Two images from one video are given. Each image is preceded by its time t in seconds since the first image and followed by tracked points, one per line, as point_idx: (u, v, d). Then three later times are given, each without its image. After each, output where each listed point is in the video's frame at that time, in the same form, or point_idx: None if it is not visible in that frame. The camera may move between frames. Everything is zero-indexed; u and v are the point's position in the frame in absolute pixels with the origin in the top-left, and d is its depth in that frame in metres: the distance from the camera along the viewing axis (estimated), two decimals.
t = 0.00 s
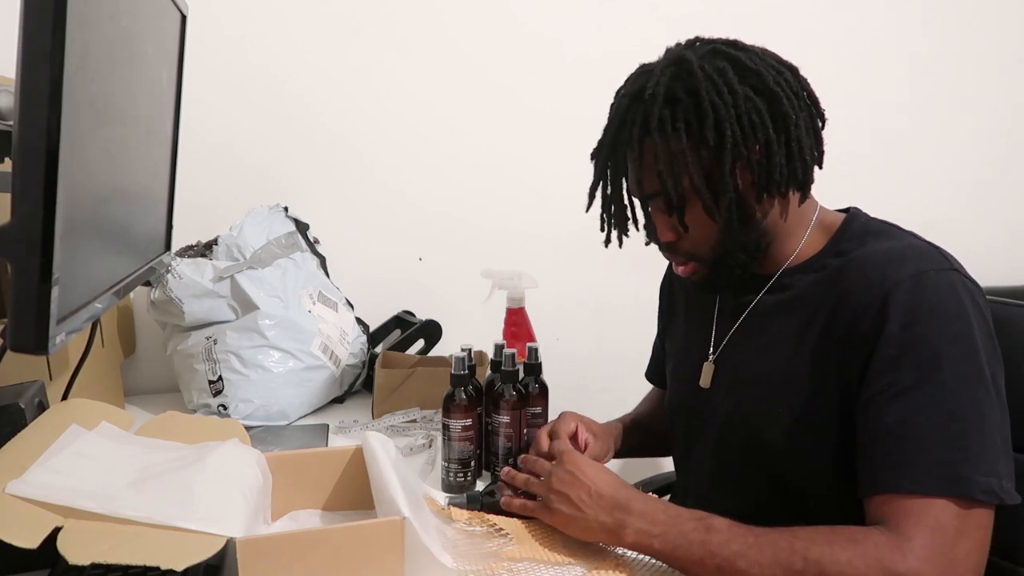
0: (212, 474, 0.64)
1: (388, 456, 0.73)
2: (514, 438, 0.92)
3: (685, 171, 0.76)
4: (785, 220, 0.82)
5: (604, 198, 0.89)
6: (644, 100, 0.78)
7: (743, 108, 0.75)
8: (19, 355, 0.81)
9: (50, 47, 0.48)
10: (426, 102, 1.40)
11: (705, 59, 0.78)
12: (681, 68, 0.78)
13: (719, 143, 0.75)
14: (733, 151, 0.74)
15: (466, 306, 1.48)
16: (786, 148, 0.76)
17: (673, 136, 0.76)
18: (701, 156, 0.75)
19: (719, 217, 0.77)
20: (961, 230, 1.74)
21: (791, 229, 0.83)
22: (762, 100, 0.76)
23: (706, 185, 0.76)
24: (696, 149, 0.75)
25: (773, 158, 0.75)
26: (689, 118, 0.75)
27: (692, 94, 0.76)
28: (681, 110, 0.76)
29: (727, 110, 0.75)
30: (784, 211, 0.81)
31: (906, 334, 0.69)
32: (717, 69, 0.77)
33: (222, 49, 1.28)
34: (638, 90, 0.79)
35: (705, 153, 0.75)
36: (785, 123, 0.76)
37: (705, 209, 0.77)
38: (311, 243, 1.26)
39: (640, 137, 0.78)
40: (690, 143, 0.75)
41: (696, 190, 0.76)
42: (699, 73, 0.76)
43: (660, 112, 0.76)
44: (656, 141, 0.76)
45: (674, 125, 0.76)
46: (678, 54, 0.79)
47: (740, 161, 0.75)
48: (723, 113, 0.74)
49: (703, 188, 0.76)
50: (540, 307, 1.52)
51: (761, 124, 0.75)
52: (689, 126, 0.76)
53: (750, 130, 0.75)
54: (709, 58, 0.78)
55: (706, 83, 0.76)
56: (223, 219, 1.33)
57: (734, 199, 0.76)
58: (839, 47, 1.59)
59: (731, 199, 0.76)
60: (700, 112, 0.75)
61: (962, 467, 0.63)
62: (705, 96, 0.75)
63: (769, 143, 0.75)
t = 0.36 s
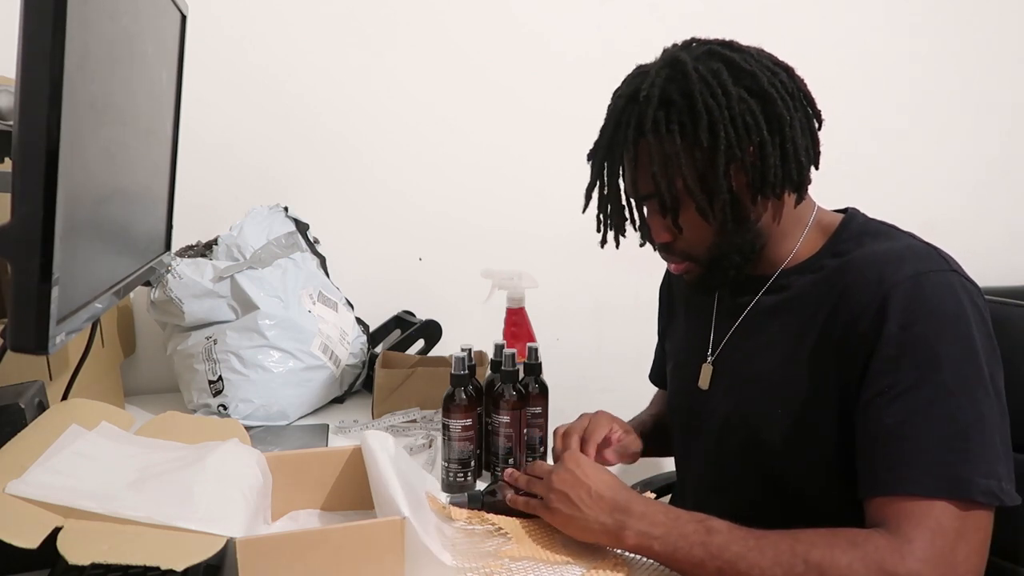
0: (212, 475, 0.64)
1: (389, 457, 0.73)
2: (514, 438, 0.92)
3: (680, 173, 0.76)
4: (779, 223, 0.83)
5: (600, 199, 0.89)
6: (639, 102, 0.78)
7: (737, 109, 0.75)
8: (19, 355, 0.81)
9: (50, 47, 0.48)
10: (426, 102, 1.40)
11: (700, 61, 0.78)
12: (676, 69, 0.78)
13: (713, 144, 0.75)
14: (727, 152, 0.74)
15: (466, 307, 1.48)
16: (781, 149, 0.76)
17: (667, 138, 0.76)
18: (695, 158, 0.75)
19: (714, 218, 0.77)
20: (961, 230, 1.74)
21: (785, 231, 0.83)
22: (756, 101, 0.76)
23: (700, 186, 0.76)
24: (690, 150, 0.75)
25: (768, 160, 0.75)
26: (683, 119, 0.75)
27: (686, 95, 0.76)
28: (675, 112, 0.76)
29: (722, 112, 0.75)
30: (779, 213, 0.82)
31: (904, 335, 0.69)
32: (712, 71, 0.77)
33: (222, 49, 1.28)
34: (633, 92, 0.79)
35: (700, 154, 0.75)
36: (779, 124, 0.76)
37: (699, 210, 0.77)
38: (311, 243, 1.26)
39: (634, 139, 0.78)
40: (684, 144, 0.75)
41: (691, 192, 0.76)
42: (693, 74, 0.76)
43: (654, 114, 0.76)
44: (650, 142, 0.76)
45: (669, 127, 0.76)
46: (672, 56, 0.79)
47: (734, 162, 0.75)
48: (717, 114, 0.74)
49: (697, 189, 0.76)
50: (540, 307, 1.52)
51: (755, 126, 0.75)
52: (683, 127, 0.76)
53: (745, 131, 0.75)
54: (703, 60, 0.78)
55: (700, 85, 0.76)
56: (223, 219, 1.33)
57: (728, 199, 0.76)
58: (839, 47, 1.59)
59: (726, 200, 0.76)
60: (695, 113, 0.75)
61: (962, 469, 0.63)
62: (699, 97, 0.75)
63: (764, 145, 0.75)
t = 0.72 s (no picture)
0: (212, 474, 0.64)
1: (388, 458, 0.73)
2: (514, 438, 0.92)
3: (681, 170, 0.76)
4: (779, 222, 0.82)
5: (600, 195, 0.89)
6: (640, 98, 0.78)
7: (738, 106, 0.75)
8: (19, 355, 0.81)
9: (50, 47, 0.48)
10: (426, 102, 1.40)
11: (702, 58, 0.78)
12: (678, 66, 0.78)
13: (714, 140, 0.75)
14: (728, 149, 0.74)
15: (466, 307, 1.48)
16: (782, 148, 0.76)
17: (668, 135, 0.76)
18: (696, 155, 0.75)
19: (714, 215, 0.77)
20: (962, 230, 1.74)
21: (785, 231, 0.83)
22: (757, 99, 0.76)
23: (700, 183, 0.76)
24: (691, 147, 0.75)
25: (769, 158, 0.75)
26: (684, 116, 0.76)
27: (688, 92, 0.76)
28: (677, 109, 0.76)
29: (723, 109, 0.75)
30: (779, 212, 0.81)
31: (903, 335, 0.69)
32: (714, 68, 0.77)
33: (222, 49, 1.28)
34: (634, 89, 0.79)
35: (700, 151, 0.75)
36: (781, 122, 0.76)
37: (700, 207, 0.77)
38: (311, 243, 1.26)
39: (636, 136, 0.78)
40: (685, 141, 0.75)
41: (691, 189, 0.76)
42: (694, 71, 0.76)
43: (656, 111, 0.77)
44: (652, 139, 0.77)
45: (670, 124, 0.76)
46: (675, 53, 0.79)
47: (735, 160, 0.75)
48: (718, 111, 0.74)
49: (698, 187, 0.76)
50: (540, 308, 1.52)
51: (756, 123, 0.75)
52: (684, 124, 0.76)
53: (746, 129, 0.75)
54: (706, 57, 0.78)
55: (702, 82, 0.76)
56: (223, 219, 1.33)
57: (729, 197, 0.76)
58: (838, 48, 1.59)
59: (726, 197, 0.76)
60: (696, 110, 0.75)
61: (961, 468, 0.63)
62: (700, 95, 0.75)
63: (764, 142, 0.75)
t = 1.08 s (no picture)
0: (212, 475, 0.64)
1: (388, 458, 0.73)
2: (514, 438, 0.92)
3: (672, 158, 0.76)
4: (771, 217, 0.82)
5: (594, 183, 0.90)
6: (636, 87, 0.79)
7: (731, 96, 0.75)
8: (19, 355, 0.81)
9: (50, 48, 0.48)
10: (426, 102, 1.40)
11: (698, 49, 0.78)
12: (674, 57, 0.79)
13: (706, 128, 0.75)
14: (720, 138, 0.75)
15: (466, 307, 1.48)
16: (774, 140, 0.76)
17: (662, 123, 0.76)
18: (688, 143, 0.76)
19: (704, 204, 0.77)
20: (961, 230, 1.74)
21: (776, 227, 0.83)
22: (751, 91, 0.76)
23: (692, 172, 0.76)
24: (683, 136, 0.76)
25: (760, 148, 0.75)
26: (678, 104, 0.76)
27: (682, 81, 0.77)
28: (671, 97, 0.77)
29: (716, 98, 0.75)
30: (771, 207, 0.81)
31: (893, 333, 0.69)
32: (709, 59, 0.77)
33: (222, 49, 1.28)
34: (631, 78, 0.80)
35: (692, 139, 0.75)
36: (773, 115, 0.76)
37: (691, 196, 0.77)
38: (311, 243, 1.26)
39: (630, 123, 0.79)
40: (677, 129, 0.76)
41: (682, 178, 0.77)
42: (690, 61, 0.77)
43: (650, 99, 0.77)
44: (645, 127, 0.77)
45: (663, 111, 0.76)
46: (672, 45, 0.80)
47: (726, 149, 0.75)
48: (712, 99, 0.75)
49: (689, 176, 0.76)
50: (540, 308, 1.52)
51: (748, 114, 0.75)
52: (677, 112, 0.76)
53: (738, 119, 0.75)
54: (702, 48, 0.79)
55: (697, 72, 0.76)
56: (223, 219, 1.33)
57: (719, 186, 0.76)
58: (838, 48, 1.59)
59: (716, 185, 0.76)
60: (690, 98, 0.76)
61: (963, 462, 0.62)
62: (695, 84, 0.76)
63: (756, 133, 0.75)
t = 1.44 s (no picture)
0: (212, 474, 0.64)
1: (389, 459, 0.73)
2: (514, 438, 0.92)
3: (673, 152, 0.76)
4: (771, 215, 0.82)
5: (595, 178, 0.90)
6: (637, 82, 0.79)
7: (732, 92, 0.75)
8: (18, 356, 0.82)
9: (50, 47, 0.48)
10: (426, 102, 1.40)
11: (700, 45, 0.78)
12: (677, 52, 0.79)
13: (706, 124, 0.75)
14: (720, 134, 0.75)
15: (466, 307, 1.48)
16: (774, 137, 0.76)
17: (662, 117, 0.76)
18: (688, 138, 0.76)
19: (703, 199, 0.77)
20: (962, 230, 1.74)
21: (775, 226, 0.83)
22: (752, 88, 0.76)
23: (692, 167, 0.76)
24: (684, 131, 0.76)
25: (760, 145, 0.75)
26: (679, 99, 0.76)
27: (683, 77, 0.77)
28: (672, 92, 0.77)
29: (717, 94, 0.75)
30: (771, 205, 0.81)
31: (858, 313, 0.69)
32: (711, 54, 0.77)
33: (222, 50, 1.28)
34: (632, 73, 0.81)
35: (692, 135, 0.75)
36: (774, 112, 0.76)
37: (690, 191, 0.77)
38: (311, 243, 1.26)
39: (631, 117, 0.79)
40: (678, 123, 0.76)
41: (682, 173, 0.77)
42: (692, 57, 0.77)
43: (651, 94, 0.78)
44: (646, 122, 0.77)
45: (664, 106, 0.76)
46: (674, 41, 0.80)
47: (726, 146, 0.75)
48: (712, 95, 0.75)
49: (688, 171, 0.76)
50: (540, 308, 1.52)
51: (749, 110, 0.75)
52: (678, 107, 0.76)
53: (739, 115, 0.75)
54: (704, 45, 0.79)
55: (698, 68, 0.76)
56: (223, 219, 1.33)
57: (719, 182, 0.76)
58: (838, 48, 1.59)
59: (716, 181, 0.76)
60: (691, 94, 0.76)
61: (873, 437, 0.62)
62: (696, 79, 0.76)
63: (756, 130, 0.75)
